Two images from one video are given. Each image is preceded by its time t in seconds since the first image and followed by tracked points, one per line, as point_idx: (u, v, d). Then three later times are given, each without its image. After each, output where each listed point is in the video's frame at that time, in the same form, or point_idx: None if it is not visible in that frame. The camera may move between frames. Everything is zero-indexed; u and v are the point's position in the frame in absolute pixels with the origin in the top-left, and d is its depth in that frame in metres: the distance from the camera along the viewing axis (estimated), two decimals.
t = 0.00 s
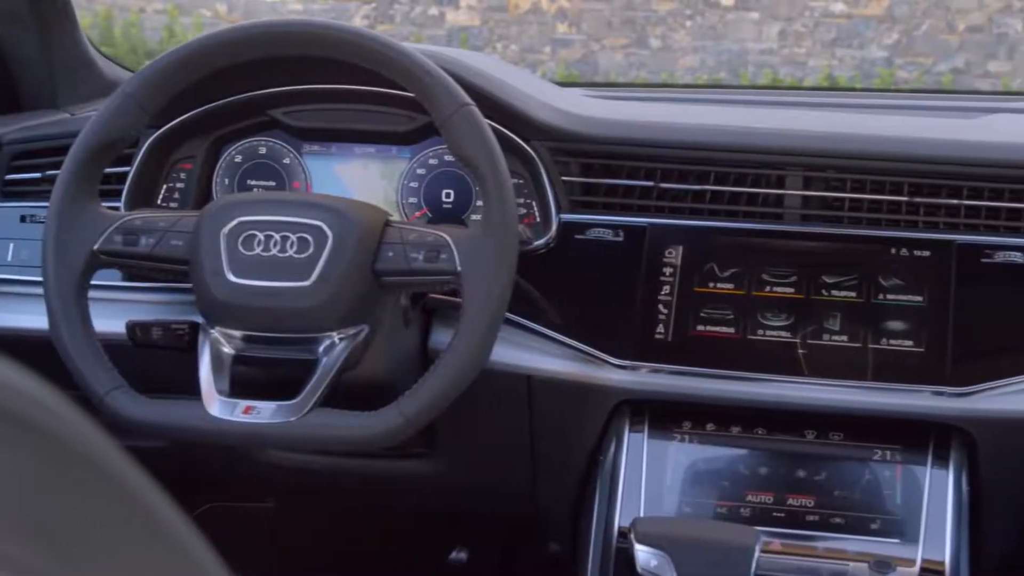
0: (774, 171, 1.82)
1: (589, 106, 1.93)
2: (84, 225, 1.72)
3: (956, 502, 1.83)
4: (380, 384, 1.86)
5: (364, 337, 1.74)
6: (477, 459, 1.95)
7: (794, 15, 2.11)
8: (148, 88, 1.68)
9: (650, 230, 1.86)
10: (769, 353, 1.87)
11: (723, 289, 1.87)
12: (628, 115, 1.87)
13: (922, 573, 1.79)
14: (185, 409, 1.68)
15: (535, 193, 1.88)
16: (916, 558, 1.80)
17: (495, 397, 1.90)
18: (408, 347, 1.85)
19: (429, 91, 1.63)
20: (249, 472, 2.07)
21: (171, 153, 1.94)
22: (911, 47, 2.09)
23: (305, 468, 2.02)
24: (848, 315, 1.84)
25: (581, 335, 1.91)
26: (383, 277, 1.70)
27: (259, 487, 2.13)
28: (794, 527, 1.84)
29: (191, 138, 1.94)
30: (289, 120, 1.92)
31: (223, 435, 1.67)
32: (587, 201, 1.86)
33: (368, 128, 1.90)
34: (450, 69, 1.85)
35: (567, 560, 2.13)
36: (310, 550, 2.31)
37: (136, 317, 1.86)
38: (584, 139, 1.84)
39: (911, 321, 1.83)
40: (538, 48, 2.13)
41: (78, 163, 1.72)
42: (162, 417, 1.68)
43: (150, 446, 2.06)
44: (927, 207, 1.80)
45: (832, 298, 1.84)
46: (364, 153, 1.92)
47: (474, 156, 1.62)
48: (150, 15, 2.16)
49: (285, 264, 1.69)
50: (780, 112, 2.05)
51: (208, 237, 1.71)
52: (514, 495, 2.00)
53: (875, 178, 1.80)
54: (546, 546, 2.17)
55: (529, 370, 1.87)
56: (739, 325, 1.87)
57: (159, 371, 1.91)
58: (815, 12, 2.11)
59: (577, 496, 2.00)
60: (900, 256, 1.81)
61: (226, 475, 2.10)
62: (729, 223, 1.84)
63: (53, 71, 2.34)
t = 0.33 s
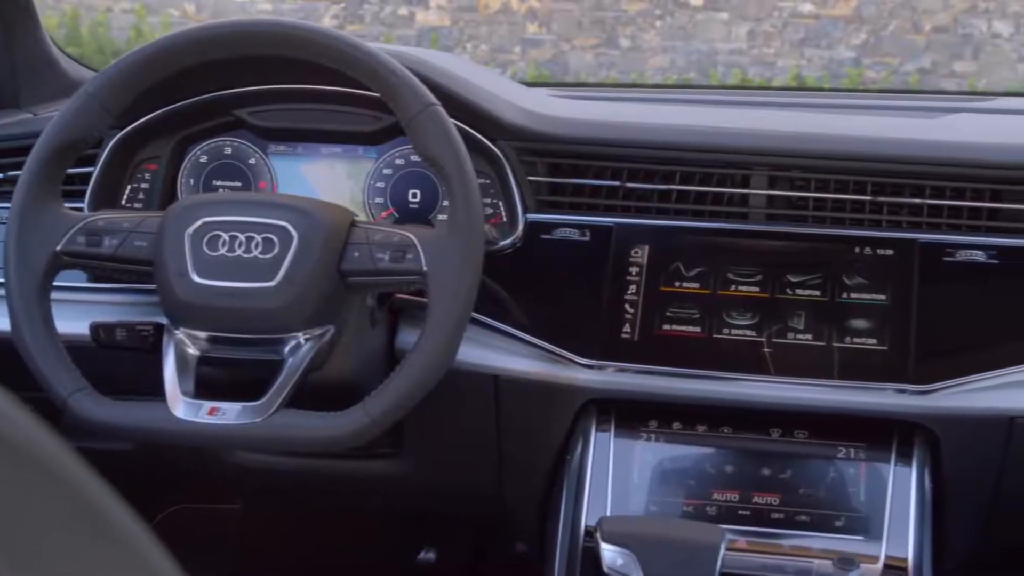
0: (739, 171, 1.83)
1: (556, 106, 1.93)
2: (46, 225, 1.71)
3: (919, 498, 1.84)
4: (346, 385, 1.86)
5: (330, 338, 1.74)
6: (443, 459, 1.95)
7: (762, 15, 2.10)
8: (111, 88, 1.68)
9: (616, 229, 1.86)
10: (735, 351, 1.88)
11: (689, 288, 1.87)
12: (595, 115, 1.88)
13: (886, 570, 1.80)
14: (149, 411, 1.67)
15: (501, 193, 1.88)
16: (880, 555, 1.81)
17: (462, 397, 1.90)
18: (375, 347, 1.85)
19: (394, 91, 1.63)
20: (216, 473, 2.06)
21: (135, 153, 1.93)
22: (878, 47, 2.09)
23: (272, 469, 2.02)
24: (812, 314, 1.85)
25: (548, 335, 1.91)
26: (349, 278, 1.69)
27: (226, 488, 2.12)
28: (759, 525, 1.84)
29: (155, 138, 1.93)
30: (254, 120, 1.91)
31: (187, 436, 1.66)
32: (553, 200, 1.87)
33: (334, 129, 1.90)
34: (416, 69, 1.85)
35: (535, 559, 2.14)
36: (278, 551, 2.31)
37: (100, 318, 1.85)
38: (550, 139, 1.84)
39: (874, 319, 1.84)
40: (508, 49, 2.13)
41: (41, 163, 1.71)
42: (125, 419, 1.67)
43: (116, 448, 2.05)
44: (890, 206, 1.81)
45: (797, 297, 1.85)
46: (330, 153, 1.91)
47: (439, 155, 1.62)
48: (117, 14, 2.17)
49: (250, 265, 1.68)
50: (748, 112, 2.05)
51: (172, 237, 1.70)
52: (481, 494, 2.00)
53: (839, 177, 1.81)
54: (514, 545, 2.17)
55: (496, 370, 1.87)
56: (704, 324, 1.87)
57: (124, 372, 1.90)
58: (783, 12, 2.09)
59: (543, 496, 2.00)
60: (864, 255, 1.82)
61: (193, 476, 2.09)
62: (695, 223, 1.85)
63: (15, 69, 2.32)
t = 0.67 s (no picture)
0: (704, 170, 1.83)
1: (522, 106, 1.93)
2: (7, 226, 1.70)
3: (882, 495, 1.85)
4: (312, 385, 1.85)
5: (295, 338, 1.73)
6: (411, 459, 1.95)
7: (730, 15, 2.10)
8: (73, 88, 1.67)
9: (581, 229, 1.87)
10: (700, 350, 1.88)
11: (655, 288, 1.88)
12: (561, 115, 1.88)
13: (849, 566, 1.81)
14: (112, 413, 1.66)
15: (467, 194, 1.88)
16: (844, 552, 1.82)
17: (429, 396, 1.90)
18: (341, 348, 1.85)
19: (359, 91, 1.63)
20: (182, 474, 2.05)
21: (99, 153, 1.92)
22: (846, 47, 2.09)
23: (238, 470, 2.01)
24: (777, 312, 1.86)
25: (515, 335, 1.91)
26: (314, 278, 1.69)
27: (192, 490, 2.11)
28: (724, 524, 1.85)
29: (119, 138, 1.92)
30: (219, 120, 1.91)
31: (150, 438, 1.65)
32: (520, 200, 1.87)
33: (300, 129, 1.89)
34: (381, 68, 1.84)
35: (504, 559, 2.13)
36: (246, 552, 2.30)
37: (63, 320, 1.84)
38: (515, 139, 1.84)
39: (839, 318, 1.85)
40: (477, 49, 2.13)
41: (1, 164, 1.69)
42: (87, 421, 1.66)
43: (80, 450, 2.03)
44: (854, 205, 1.82)
45: (762, 296, 1.86)
46: (295, 153, 1.91)
47: (405, 155, 1.62)
48: (83, 14, 2.18)
49: (214, 266, 1.68)
50: (716, 112, 2.06)
51: (136, 238, 1.69)
52: (449, 494, 2.00)
53: (802, 177, 1.82)
54: (483, 545, 2.17)
55: (463, 370, 1.88)
56: (670, 323, 1.88)
57: (88, 374, 1.89)
58: (751, 13, 2.09)
59: (511, 496, 2.00)
60: (827, 254, 1.83)
61: (159, 478, 2.08)
62: (660, 223, 1.85)
63: None
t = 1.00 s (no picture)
0: (668, 169, 1.84)
1: (486, 106, 1.94)
2: None
3: (845, 493, 1.86)
4: (275, 386, 1.85)
5: (258, 339, 1.73)
6: (375, 459, 1.95)
7: (697, 17, 2.73)
8: (32, 87, 1.65)
9: (545, 229, 1.87)
10: (664, 349, 1.88)
11: (620, 287, 1.88)
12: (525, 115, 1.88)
13: (811, 564, 1.82)
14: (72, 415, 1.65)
15: (432, 194, 1.88)
16: (806, 550, 1.83)
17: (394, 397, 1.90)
18: (304, 349, 1.84)
19: (322, 91, 1.62)
20: (145, 475, 2.04)
21: (59, 153, 1.90)
22: (811, 44, 2.48)
23: (202, 471, 2.00)
24: (741, 311, 1.86)
25: (480, 335, 1.92)
26: (277, 279, 1.69)
27: (155, 492, 2.10)
28: (688, 522, 1.86)
29: (79, 138, 1.90)
30: (181, 120, 1.90)
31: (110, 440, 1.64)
32: (484, 200, 1.87)
33: (263, 129, 1.89)
34: (343, 68, 1.84)
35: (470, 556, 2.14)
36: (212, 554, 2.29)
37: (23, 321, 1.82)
38: (478, 139, 1.84)
39: (802, 317, 1.86)
40: (447, 48, 2.58)
41: None
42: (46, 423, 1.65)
43: (41, 453, 2.02)
44: (816, 205, 1.83)
45: (725, 295, 1.87)
46: (258, 153, 1.90)
47: (367, 155, 1.62)
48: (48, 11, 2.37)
49: (176, 267, 1.67)
50: (685, 111, 2.06)
51: (97, 239, 1.68)
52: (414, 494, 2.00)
53: (765, 176, 1.82)
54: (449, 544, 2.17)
55: (428, 369, 1.87)
56: (634, 322, 1.88)
57: (49, 375, 1.88)
58: (718, 14, 2.76)
59: (476, 497, 1.99)
60: (790, 253, 1.84)
61: (122, 480, 2.07)
62: (625, 222, 1.86)
63: None
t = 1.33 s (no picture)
0: (629, 169, 1.84)
1: (449, 106, 1.93)
2: None
3: (805, 491, 1.87)
4: (236, 388, 1.84)
5: (219, 340, 1.72)
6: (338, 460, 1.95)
7: None
8: None
9: (507, 229, 1.87)
10: (626, 348, 1.89)
11: (582, 287, 1.88)
12: (487, 115, 1.88)
13: (772, 561, 1.81)
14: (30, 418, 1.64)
15: (394, 194, 1.88)
16: (767, 547, 1.83)
17: (357, 397, 1.90)
18: (265, 350, 1.83)
19: (282, 92, 1.62)
20: (104, 478, 2.02)
21: (16, 154, 1.89)
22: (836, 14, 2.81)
23: (164, 473, 1.99)
24: (702, 310, 1.87)
25: (442, 336, 1.92)
26: (238, 280, 1.68)
27: (115, 495, 2.09)
28: (650, 520, 1.85)
29: (37, 139, 1.89)
30: (140, 120, 1.88)
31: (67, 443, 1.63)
32: (446, 200, 1.87)
33: (223, 129, 1.88)
34: (305, 69, 1.83)
35: (434, 558, 2.13)
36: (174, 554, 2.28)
37: None
38: (440, 139, 1.84)
39: (763, 316, 1.86)
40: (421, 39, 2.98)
41: None
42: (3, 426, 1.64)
43: None
44: (776, 205, 1.84)
45: (686, 294, 1.87)
46: (218, 153, 1.89)
47: (328, 155, 1.61)
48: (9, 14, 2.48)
49: (135, 268, 1.66)
50: (649, 111, 2.07)
51: (56, 241, 1.68)
52: (378, 495, 2.00)
53: (727, 175, 1.83)
54: (415, 545, 2.17)
55: (391, 369, 1.88)
56: (596, 321, 1.88)
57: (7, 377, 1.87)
58: None
59: (440, 497, 1.99)
60: (751, 252, 1.85)
61: (82, 482, 2.06)
62: (587, 222, 1.86)
63: None
